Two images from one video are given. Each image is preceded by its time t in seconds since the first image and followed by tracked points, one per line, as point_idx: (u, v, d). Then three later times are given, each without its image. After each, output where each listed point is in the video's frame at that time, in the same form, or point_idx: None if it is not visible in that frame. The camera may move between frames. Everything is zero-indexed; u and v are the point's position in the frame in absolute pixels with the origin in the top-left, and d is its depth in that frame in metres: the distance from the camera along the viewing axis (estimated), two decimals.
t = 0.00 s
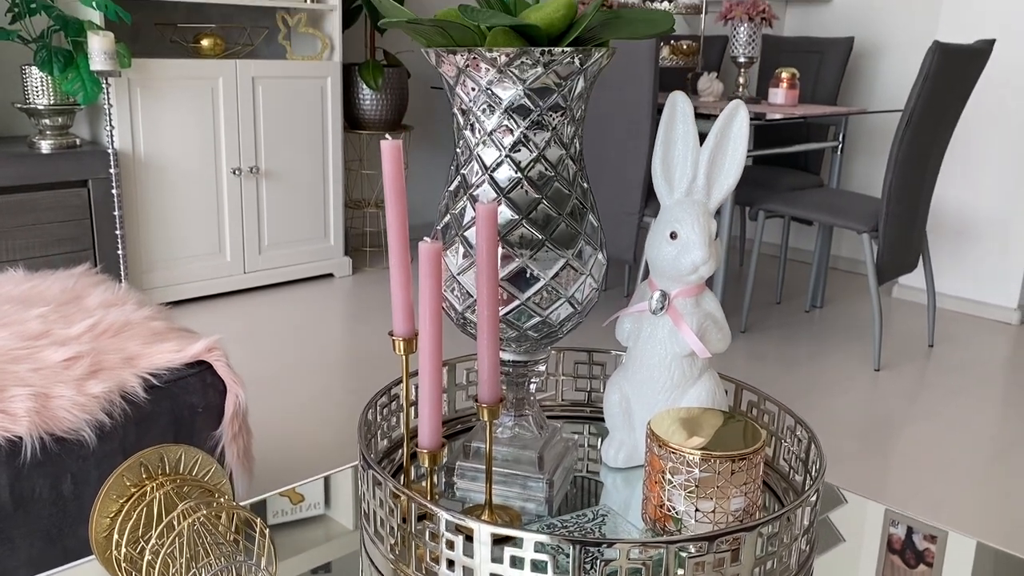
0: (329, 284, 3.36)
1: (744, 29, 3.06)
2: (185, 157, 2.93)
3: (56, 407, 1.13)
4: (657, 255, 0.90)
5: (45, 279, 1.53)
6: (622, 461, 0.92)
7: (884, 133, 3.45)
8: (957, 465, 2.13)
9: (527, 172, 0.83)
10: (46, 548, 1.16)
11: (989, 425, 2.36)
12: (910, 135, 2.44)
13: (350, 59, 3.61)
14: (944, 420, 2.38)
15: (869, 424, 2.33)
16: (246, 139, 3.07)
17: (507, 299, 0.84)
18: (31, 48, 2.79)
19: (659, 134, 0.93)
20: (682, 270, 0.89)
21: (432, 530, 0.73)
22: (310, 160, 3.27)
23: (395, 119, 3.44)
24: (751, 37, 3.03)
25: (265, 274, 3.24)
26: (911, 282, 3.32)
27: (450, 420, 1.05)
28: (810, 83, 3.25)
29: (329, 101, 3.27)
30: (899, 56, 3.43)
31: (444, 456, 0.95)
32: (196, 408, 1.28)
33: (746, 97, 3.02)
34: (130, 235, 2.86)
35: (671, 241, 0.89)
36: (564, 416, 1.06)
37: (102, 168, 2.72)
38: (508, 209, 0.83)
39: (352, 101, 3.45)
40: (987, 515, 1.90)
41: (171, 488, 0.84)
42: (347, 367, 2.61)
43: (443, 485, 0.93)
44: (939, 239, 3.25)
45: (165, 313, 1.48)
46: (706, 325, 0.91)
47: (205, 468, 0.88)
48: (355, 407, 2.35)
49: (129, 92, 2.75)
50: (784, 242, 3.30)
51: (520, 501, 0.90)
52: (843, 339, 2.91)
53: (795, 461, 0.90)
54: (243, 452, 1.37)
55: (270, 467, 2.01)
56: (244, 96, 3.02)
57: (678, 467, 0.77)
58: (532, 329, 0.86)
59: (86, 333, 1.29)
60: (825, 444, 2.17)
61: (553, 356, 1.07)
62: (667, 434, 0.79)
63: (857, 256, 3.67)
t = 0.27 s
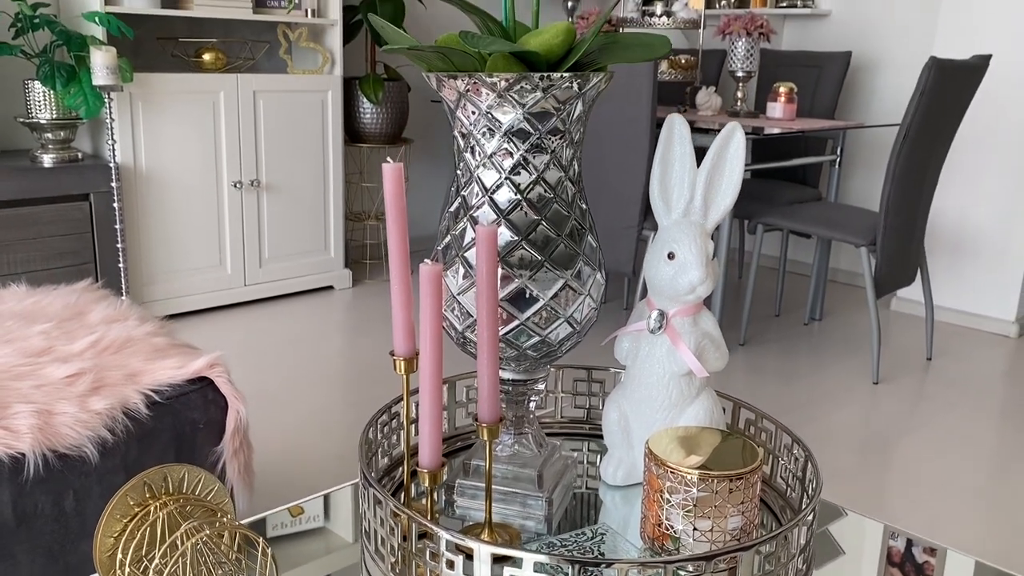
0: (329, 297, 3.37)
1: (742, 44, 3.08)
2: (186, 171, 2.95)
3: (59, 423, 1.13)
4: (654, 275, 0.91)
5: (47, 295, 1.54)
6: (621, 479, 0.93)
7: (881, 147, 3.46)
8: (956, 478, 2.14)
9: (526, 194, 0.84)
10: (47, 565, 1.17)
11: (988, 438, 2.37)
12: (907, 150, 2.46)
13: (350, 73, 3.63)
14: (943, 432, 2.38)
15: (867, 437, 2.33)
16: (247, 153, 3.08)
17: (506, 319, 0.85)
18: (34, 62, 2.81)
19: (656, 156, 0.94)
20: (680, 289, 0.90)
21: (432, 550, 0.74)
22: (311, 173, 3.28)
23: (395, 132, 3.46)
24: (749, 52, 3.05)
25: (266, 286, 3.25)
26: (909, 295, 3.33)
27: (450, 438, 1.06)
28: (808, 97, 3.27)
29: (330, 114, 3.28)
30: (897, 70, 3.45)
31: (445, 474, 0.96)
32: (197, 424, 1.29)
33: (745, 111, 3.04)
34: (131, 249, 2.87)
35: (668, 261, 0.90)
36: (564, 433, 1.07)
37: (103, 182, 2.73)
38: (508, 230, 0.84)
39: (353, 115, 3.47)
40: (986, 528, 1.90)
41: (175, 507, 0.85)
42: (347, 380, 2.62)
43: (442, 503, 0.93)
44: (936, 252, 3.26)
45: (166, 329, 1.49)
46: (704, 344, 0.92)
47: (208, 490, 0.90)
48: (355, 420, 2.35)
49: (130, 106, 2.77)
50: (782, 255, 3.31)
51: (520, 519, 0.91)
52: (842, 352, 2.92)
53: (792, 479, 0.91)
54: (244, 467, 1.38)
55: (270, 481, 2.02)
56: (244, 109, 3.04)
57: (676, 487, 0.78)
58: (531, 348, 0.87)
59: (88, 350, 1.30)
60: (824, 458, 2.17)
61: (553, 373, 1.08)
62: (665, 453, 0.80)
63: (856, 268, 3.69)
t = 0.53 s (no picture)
0: (328, 310, 3.38)
1: (739, 59, 3.10)
2: (187, 185, 2.96)
3: (60, 441, 1.14)
4: (651, 296, 0.92)
5: (49, 311, 1.55)
6: (618, 497, 0.94)
7: (878, 161, 3.48)
8: (955, 492, 2.14)
9: (524, 216, 0.86)
10: None
11: (986, 451, 2.37)
12: (903, 165, 2.47)
13: (350, 87, 3.65)
14: (941, 446, 2.39)
15: (866, 451, 2.34)
16: (248, 167, 3.10)
17: (504, 339, 0.86)
18: (37, 78, 2.83)
19: (652, 177, 0.96)
20: (676, 310, 0.91)
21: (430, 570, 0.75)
22: (311, 187, 3.30)
23: (395, 146, 3.48)
24: (747, 67, 3.07)
25: (266, 299, 3.26)
26: (907, 308, 3.34)
27: (449, 456, 1.07)
28: (805, 112, 3.29)
29: (330, 128, 3.30)
30: (894, 84, 3.48)
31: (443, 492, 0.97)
32: (197, 440, 1.30)
33: (742, 125, 3.06)
34: (131, 262, 2.88)
35: (664, 282, 0.91)
36: (561, 451, 1.08)
37: (104, 196, 2.75)
38: (506, 252, 0.85)
39: (354, 129, 3.49)
40: (985, 543, 1.90)
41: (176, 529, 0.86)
42: (347, 393, 2.62)
43: (441, 522, 0.94)
44: (934, 265, 3.28)
45: (167, 345, 1.50)
46: (700, 363, 0.93)
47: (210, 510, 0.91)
48: (354, 434, 2.36)
49: (132, 120, 2.79)
50: (781, 268, 3.32)
51: (518, 538, 0.91)
52: (840, 366, 2.93)
53: (788, 498, 0.92)
54: (243, 483, 1.38)
55: (269, 495, 2.02)
56: (245, 123, 3.06)
57: (672, 506, 0.79)
58: (529, 368, 0.88)
59: (90, 367, 1.31)
60: (822, 472, 2.17)
61: (550, 392, 1.09)
62: (662, 473, 0.80)
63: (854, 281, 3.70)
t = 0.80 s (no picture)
0: (328, 322, 3.39)
1: (738, 73, 3.12)
2: (187, 198, 2.97)
3: (61, 457, 1.15)
4: (647, 314, 0.93)
5: (50, 326, 1.56)
6: (615, 514, 0.94)
7: (876, 174, 3.50)
8: (954, 505, 2.14)
9: (521, 236, 0.86)
10: None
11: (985, 464, 2.37)
12: (901, 179, 2.49)
13: (351, 101, 3.67)
14: (940, 459, 2.39)
15: (865, 464, 2.34)
16: (248, 180, 3.11)
17: (502, 357, 0.87)
18: (39, 92, 2.85)
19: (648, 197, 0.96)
20: (672, 328, 0.92)
21: None
22: (311, 200, 3.31)
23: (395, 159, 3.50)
24: (745, 81, 3.09)
25: (266, 312, 3.27)
26: (906, 321, 3.35)
27: (447, 472, 1.07)
28: (804, 125, 3.31)
29: (330, 142, 3.32)
30: (891, 98, 3.50)
31: (441, 509, 0.97)
32: (198, 455, 1.30)
33: (741, 139, 3.08)
34: (132, 275, 2.89)
35: (661, 300, 0.92)
36: (559, 467, 1.09)
37: (105, 209, 2.76)
38: (503, 271, 0.86)
39: (354, 142, 3.51)
40: (984, 557, 1.90)
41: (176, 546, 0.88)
42: (346, 405, 2.63)
43: (439, 539, 0.95)
44: (931, 278, 3.29)
45: (168, 361, 1.51)
46: (696, 381, 0.94)
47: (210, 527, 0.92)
48: (353, 446, 2.36)
49: (133, 133, 2.80)
50: (779, 280, 3.33)
51: (516, 555, 0.92)
52: (838, 379, 2.93)
53: (784, 515, 0.93)
54: (242, 498, 1.39)
55: (268, 508, 2.02)
56: (246, 137, 3.07)
57: (669, 525, 0.79)
58: (527, 386, 0.89)
59: (90, 383, 1.32)
60: (821, 486, 2.18)
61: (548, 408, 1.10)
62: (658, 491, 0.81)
63: (852, 294, 3.71)
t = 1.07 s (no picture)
0: (328, 335, 3.40)
1: (736, 86, 3.13)
2: (188, 211, 2.98)
3: (61, 473, 1.15)
4: (645, 332, 0.94)
5: (51, 342, 1.56)
6: (614, 531, 0.95)
7: (873, 187, 3.52)
8: (954, 519, 2.14)
9: (520, 255, 0.87)
10: None
11: (984, 477, 2.37)
12: (899, 193, 2.50)
13: (351, 114, 3.69)
14: (939, 473, 2.39)
15: (864, 477, 2.34)
16: (249, 193, 3.13)
17: (500, 376, 0.87)
18: (40, 106, 2.87)
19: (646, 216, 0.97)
20: (669, 346, 0.93)
21: None
22: (311, 213, 3.32)
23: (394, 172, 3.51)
24: (743, 95, 3.10)
25: (266, 325, 3.27)
26: (904, 333, 3.36)
27: (446, 488, 1.08)
28: (802, 139, 3.32)
29: (330, 155, 3.33)
30: (889, 112, 3.51)
31: (440, 526, 0.97)
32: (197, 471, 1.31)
33: (739, 152, 3.09)
34: (132, 288, 2.90)
35: (658, 319, 0.93)
36: (557, 484, 1.09)
37: (106, 223, 2.77)
38: (501, 290, 0.87)
39: (354, 155, 3.52)
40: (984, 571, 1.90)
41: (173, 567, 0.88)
42: (345, 418, 2.63)
43: (437, 556, 0.95)
44: (930, 290, 3.29)
45: (168, 376, 1.51)
46: (694, 398, 0.95)
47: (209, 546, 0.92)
48: (353, 459, 2.36)
49: (134, 148, 2.82)
50: (778, 293, 3.34)
51: (514, 573, 0.92)
52: (837, 392, 2.94)
53: (781, 532, 0.93)
54: (242, 514, 1.39)
55: (267, 521, 2.02)
56: (246, 150, 3.09)
57: (666, 543, 0.79)
58: (525, 404, 0.89)
59: (90, 399, 1.32)
60: (821, 500, 2.18)
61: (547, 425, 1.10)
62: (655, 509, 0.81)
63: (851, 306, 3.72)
